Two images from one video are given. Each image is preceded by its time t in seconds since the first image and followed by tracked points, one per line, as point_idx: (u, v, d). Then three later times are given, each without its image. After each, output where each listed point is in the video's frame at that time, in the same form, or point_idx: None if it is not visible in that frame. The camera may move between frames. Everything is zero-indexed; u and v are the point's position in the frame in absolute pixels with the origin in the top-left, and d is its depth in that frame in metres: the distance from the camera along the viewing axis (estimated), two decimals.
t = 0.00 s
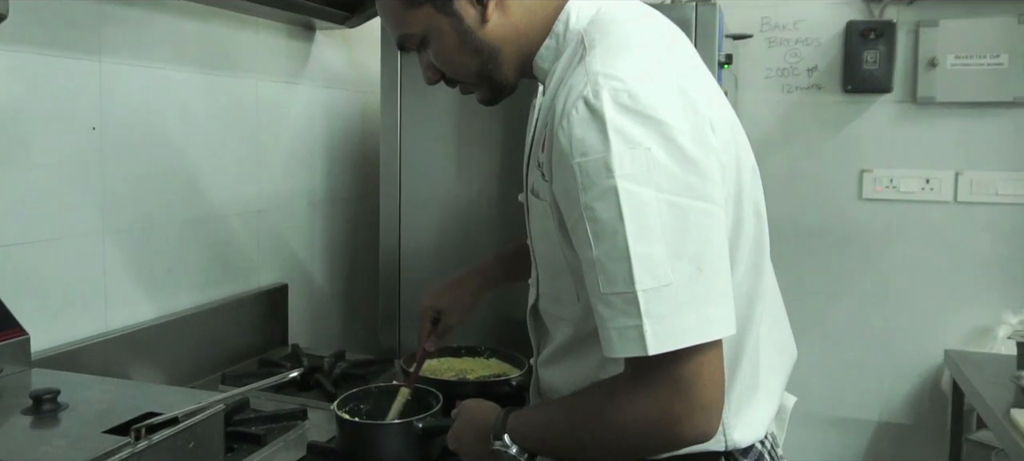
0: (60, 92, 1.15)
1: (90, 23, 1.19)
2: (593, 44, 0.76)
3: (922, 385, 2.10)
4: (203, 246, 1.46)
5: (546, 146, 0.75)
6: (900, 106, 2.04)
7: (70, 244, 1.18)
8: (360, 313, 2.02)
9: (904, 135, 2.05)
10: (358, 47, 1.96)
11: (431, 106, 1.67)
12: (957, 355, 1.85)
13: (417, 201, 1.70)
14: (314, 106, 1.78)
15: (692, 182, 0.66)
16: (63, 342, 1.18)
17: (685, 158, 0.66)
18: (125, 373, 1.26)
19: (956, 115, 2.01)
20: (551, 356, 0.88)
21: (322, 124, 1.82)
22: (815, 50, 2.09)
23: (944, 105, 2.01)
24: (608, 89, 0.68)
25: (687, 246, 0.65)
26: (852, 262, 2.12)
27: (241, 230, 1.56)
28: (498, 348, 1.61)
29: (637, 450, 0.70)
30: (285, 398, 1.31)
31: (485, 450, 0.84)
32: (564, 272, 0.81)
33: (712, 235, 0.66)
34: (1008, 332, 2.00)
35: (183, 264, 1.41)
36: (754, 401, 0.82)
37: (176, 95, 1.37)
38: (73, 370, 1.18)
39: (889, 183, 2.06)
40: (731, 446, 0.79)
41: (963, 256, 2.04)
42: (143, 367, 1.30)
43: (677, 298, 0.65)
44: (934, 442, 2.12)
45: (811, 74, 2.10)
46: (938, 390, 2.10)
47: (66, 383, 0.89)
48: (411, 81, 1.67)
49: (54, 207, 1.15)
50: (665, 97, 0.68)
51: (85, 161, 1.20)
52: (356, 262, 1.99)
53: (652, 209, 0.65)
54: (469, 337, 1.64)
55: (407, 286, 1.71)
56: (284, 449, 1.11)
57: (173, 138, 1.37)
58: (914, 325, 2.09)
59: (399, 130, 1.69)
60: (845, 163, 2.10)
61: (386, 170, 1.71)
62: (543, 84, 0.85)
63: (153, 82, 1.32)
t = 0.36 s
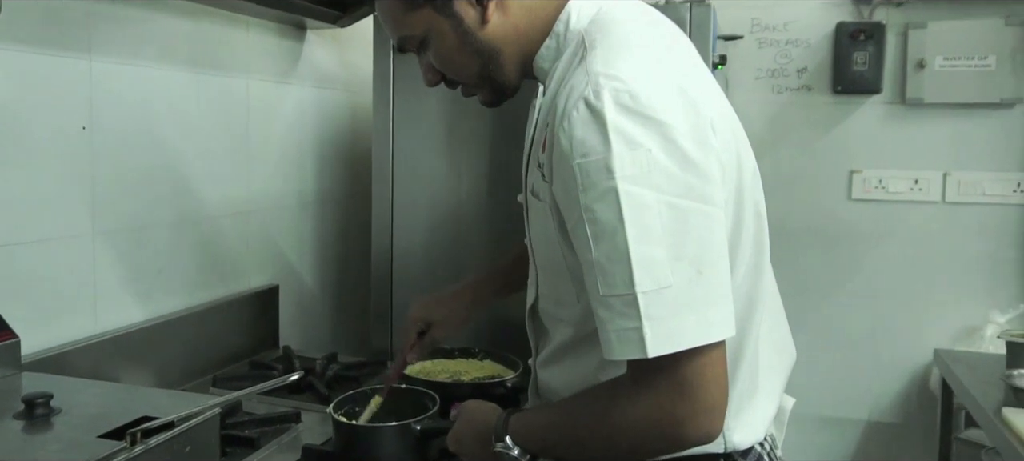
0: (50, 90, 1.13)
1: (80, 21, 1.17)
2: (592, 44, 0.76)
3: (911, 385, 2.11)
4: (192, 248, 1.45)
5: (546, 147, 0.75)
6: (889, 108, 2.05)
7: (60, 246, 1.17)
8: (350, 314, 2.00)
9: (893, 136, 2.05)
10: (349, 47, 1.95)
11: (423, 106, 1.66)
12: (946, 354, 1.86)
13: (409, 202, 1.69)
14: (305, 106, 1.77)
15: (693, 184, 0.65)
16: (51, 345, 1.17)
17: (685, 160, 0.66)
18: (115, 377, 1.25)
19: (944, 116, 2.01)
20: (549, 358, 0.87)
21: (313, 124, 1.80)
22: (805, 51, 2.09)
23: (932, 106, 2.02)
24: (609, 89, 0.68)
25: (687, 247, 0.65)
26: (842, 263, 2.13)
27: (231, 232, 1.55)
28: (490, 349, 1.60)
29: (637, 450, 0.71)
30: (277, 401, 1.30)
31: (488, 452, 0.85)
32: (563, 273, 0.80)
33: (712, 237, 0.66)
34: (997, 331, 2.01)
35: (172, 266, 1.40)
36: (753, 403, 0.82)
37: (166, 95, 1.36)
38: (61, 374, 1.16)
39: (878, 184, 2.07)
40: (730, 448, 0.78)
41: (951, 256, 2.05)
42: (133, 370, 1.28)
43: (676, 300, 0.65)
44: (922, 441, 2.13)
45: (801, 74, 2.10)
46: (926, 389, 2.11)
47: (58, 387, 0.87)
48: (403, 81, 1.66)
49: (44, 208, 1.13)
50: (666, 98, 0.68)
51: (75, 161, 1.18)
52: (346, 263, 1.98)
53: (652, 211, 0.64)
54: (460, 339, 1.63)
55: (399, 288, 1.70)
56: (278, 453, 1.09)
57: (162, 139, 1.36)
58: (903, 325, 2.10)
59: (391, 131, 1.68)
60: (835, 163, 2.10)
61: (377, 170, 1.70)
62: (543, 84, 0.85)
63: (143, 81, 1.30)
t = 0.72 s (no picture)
0: (38, 90, 1.11)
1: (67, 21, 1.15)
2: (592, 44, 0.76)
3: (899, 386, 2.11)
4: (181, 251, 1.43)
5: (546, 148, 0.74)
6: (876, 109, 2.05)
7: (48, 249, 1.15)
8: (337, 318, 1.98)
9: (881, 138, 2.05)
10: (337, 48, 1.93)
11: (413, 107, 1.65)
12: (935, 354, 1.87)
13: (400, 204, 1.68)
14: (293, 107, 1.75)
15: (696, 183, 0.65)
16: (38, 350, 1.15)
17: (688, 159, 0.66)
18: (102, 381, 1.23)
19: (930, 117, 2.02)
20: (548, 359, 0.87)
21: (301, 126, 1.78)
22: (793, 53, 2.09)
23: (919, 107, 2.02)
24: (611, 88, 0.68)
25: (691, 246, 0.65)
26: (827, 264, 2.12)
27: (218, 235, 1.52)
28: (482, 351, 1.59)
29: (638, 451, 0.70)
30: (269, 405, 1.28)
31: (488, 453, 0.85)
32: (563, 273, 0.80)
33: (715, 236, 0.66)
34: (983, 331, 2.01)
35: (161, 268, 1.38)
36: (752, 403, 0.82)
37: (155, 95, 1.34)
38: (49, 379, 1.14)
39: (865, 185, 2.06)
40: (729, 448, 0.78)
41: (936, 257, 2.05)
42: (121, 375, 1.27)
43: (682, 299, 0.64)
44: (910, 442, 2.12)
45: (789, 76, 2.09)
46: (913, 390, 2.10)
47: (49, 392, 0.86)
48: (393, 82, 1.65)
49: (31, 209, 1.12)
50: (668, 97, 0.68)
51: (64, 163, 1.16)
52: (334, 266, 1.96)
53: (656, 210, 0.64)
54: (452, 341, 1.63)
55: (390, 290, 1.69)
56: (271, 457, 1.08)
57: (151, 140, 1.34)
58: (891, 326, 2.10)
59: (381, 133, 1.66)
60: (823, 165, 2.09)
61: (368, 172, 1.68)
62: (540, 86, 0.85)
63: (132, 82, 1.29)
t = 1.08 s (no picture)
0: (23, 92, 1.10)
1: (52, 21, 1.14)
2: (587, 46, 0.75)
3: (884, 385, 2.11)
4: (166, 254, 1.41)
5: (542, 150, 0.74)
6: (860, 111, 2.05)
7: (33, 252, 1.13)
8: (323, 321, 1.96)
9: (865, 139, 2.05)
10: (323, 49, 1.91)
11: (400, 108, 1.64)
12: (920, 353, 1.87)
13: (388, 205, 1.67)
14: (279, 109, 1.73)
15: (695, 185, 0.65)
16: (22, 355, 1.13)
17: (687, 161, 0.65)
18: (87, 387, 1.21)
19: (914, 118, 2.02)
20: (543, 361, 0.87)
21: (286, 127, 1.77)
22: (778, 54, 2.08)
23: (902, 108, 2.02)
24: (609, 91, 0.68)
25: (691, 248, 0.65)
26: (813, 264, 2.12)
27: (203, 237, 1.50)
28: (471, 354, 1.59)
29: (637, 453, 0.70)
30: (258, 409, 1.27)
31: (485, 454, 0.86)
32: (560, 275, 0.80)
33: (715, 238, 0.66)
34: (966, 330, 2.02)
35: (146, 272, 1.36)
36: (749, 403, 0.82)
37: (140, 97, 1.33)
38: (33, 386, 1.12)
39: (849, 185, 2.06)
40: (729, 447, 0.79)
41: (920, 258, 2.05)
42: (107, 380, 1.25)
43: (682, 300, 0.64)
44: (895, 441, 2.13)
45: (774, 78, 2.09)
46: (897, 390, 2.11)
47: (37, 398, 0.84)
48: (381, 83, 1.64)
49: (16, 212, 1.10)
50: (665, 100, 0.68)
51: (49, 165, 1.15)
52: (320, 269, 1.94)
53: (656, 212, 0.64)
54: (441, 343, 1.62)
55: (378, 292, 1.68)
56: None
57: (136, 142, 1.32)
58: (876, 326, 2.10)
59: (370, 134, 1.65)
60: (807, 166, 2.09)
61: (355, 174, 1.67)
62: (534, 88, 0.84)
63: (117, 83, 1.27)
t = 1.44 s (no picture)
0: (8, 91, 1.08)
1: (37, 20, 1.12)
2: (583, 48, 0.76)
3: (868, 386, 2.12)
4: (151, 256, 1.39)
5: (537, 151, 0.74)
6: (844, 113, 2.05)
7: (17, 255, 1.12)
8: (308, 324, 1.94)
9: (848, 141, 2.05)
10: (308, 50, 1.90)
11: (388, 109, 1.63)
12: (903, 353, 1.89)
13: (375, 207, 1.66)
14: (264, 110, 1.72)
15: (689, 188, 0.65)
16: (6, 359, 1.11)
17: (681, 164, 0.66)
18: (72, 391, 1.20)
19: (897, 121, 2.03)
20: (535, 363, 0.87)
21: (271, 129, 1.75)
22: (763, 57, 2.08)
23: (885, 111, 2.03)
24: (605, 93, 0.68)
25: (684, 251, 0.65)
26: (797, 265, 2.12)
27: (187, 240, 1.49)
28: (458, 355, 1.59)
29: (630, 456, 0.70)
30: (245, 413, 1.26)
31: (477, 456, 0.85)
32: (552, 278, 0.80)
33: (708, 241, 0.66)
34: (948, 331, 2.03)
35: (131, 274, 1.35)
36: (740, 404, 0.82)
37: (126, 97, 1.31)
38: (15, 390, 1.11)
39: (834, 187, 2.06)
40: (720, 448, 0.79)
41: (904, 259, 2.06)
42: (91, 384, 1.23)
43: (675, 303, 0.65)
44: (878, 441, 2.14)
45: (759, 80, 2.08)
46: (881, 390, 2.12)
47: (23, 403, 0.83)
48: (368, 84, 1.63)
49: None
50: (660, 103, 0.68)
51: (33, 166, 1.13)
52: (305, 271, 1.92)
53: (650, 214, 0.64)
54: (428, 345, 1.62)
55: (365, 294, 1.67)
56: None
57: (121, 143, 1.31)
58: (861, 327, 2.10)
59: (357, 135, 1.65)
60: (792, 167, 2.09)
61: (342, 176, 1.66)
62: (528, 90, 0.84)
63: (103, 83, 1.26)
